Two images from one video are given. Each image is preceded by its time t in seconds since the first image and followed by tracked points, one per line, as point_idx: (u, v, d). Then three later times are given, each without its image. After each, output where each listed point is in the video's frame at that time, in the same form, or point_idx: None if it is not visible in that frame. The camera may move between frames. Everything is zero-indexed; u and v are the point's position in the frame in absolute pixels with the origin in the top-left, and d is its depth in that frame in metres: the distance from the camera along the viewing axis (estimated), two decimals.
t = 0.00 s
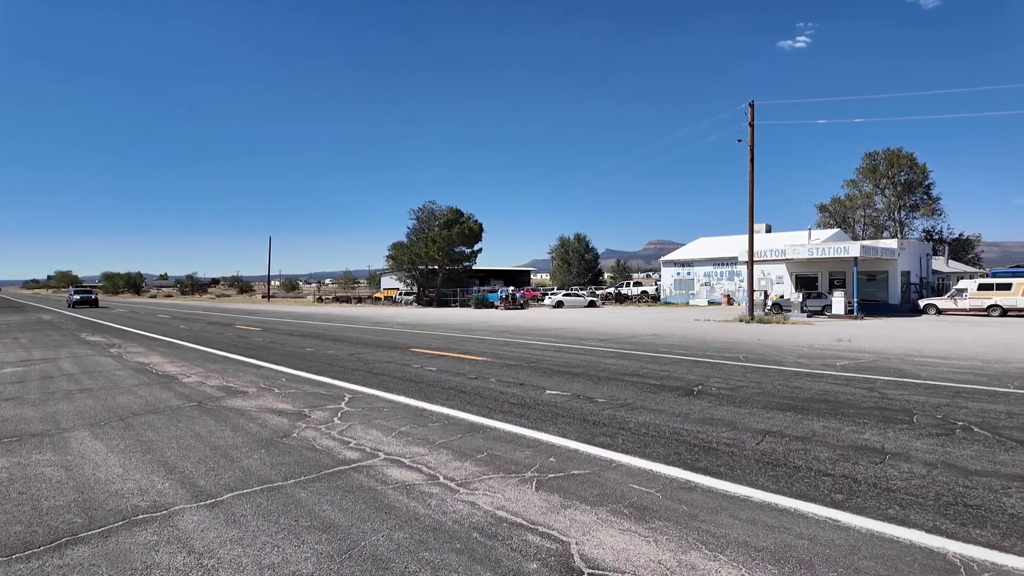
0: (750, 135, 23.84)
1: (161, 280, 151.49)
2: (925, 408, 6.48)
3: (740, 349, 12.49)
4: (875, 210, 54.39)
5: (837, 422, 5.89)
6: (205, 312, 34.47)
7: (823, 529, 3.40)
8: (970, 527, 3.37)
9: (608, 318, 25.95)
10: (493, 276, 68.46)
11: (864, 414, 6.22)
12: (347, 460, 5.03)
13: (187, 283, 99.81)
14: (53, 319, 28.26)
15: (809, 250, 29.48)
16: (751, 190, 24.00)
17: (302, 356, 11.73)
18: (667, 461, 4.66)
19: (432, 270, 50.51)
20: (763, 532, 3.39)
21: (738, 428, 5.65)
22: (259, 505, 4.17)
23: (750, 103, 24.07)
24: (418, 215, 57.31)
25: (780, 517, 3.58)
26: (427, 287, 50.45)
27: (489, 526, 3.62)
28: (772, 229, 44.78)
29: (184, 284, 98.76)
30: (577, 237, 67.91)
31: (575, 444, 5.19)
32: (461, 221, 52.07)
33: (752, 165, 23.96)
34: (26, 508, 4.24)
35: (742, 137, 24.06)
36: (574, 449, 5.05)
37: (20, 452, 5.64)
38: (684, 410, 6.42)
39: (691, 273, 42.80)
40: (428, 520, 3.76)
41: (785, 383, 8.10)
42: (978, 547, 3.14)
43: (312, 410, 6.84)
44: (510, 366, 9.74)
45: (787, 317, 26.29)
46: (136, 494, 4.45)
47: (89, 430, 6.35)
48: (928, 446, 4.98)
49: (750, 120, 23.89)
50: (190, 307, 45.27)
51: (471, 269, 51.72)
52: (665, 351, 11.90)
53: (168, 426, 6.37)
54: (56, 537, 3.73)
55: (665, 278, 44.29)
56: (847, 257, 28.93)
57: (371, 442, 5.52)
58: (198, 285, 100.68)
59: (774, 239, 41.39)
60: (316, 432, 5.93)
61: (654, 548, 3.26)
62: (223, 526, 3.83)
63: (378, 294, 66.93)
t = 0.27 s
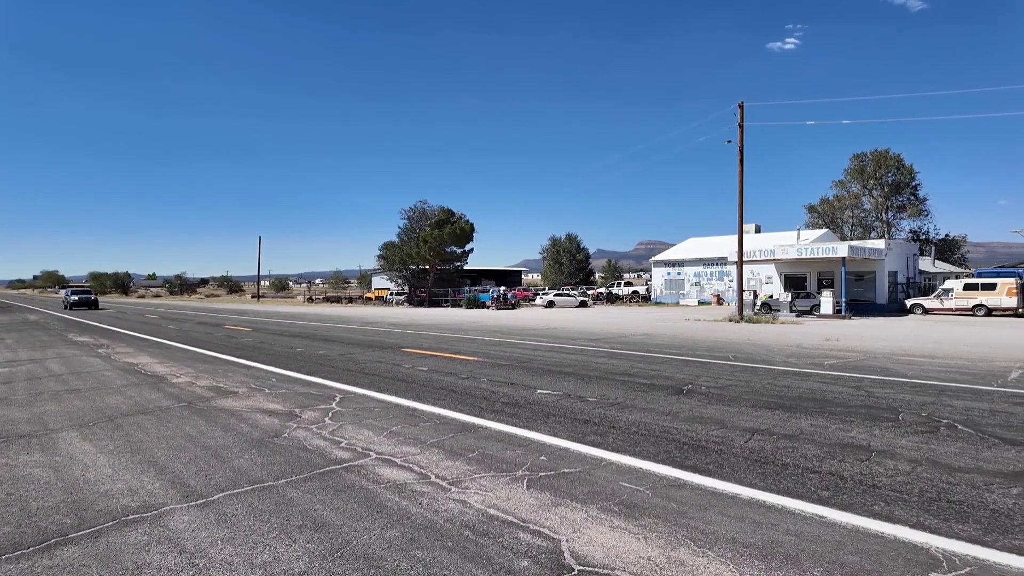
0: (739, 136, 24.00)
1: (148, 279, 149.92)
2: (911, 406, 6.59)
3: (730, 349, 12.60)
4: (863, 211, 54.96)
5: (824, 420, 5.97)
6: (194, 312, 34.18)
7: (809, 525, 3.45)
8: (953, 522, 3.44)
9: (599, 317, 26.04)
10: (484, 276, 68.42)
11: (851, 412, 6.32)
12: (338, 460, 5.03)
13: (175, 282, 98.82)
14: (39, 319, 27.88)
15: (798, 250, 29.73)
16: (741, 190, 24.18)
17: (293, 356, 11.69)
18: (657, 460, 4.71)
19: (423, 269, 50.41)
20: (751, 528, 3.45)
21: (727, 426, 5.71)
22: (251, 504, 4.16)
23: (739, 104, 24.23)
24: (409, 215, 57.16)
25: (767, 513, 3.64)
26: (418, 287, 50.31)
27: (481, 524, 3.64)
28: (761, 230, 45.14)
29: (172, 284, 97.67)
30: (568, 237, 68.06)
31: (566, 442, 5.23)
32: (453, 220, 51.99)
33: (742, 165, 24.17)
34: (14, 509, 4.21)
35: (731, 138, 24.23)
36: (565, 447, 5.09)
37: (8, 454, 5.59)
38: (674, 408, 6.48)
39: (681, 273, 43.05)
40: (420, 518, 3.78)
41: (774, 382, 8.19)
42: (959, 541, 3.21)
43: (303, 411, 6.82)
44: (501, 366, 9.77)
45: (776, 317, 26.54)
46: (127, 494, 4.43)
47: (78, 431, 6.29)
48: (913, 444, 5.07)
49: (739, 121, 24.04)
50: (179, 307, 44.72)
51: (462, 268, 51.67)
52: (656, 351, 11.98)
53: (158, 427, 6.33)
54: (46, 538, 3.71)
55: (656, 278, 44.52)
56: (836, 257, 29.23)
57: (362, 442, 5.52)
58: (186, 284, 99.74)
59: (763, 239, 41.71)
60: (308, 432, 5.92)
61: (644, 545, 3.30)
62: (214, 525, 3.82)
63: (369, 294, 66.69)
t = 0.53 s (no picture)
0: (731, 136, 24.14)
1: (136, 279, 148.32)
2: (899, 405, 6.66)
3: (720, 348, 12.67)
4: (852, 211, 55.47)
5: (814, 418, 6.03)
6: (184, 312, 33.88)
7: (798, 523, 3.48)
8: (939, 519, 3.49)
9: (591, 317, 26.08)
10: (476, 276, 68.38)
11: (839, 411, 6.38)
12: (329, 460, 5.00)
13: (164, 283, 97.91)
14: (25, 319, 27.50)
15: (788, 250, 29.96)
16: (732, 191, 24.32)
17: (284, 356, 11.62)
18: (648, 459, 4.73)
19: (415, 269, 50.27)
20: (741, 527, 3.46)
21: (718, 425, 5.74)
22: (241, 505, 4.13)
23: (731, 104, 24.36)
24: (401, 215, 57.00)
25: (757, 512, 3.67)
26: (410, 287, 50.16)
27: (472, 525, 3.64)
28: (752, 230, 45.44)
29: (161, 284, 96.69)
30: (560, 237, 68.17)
31: (558, 442, 5.24)
32: (445, 220, 51.91)
33: (733, 165, 24.32)
34: None
35: (722, 139, 24.37)
36: (556, 447, 5.10)
37: None
38: (665, 408, 6.52)
39: (673, 273, 43.25)
40: (411, 519, 3.77)
41: (764, 381, 8.25)
42: (945, 538, 3.25)
43: (293, 411, 6.78)
44: (493, 366, 9.78)
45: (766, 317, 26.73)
46: (114, 496, 4.38)
47: (65, 432, 6.21)
48: (902, 442, 5.12)
49: (731, 121, 24.19)
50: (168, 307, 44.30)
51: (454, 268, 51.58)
52: (647, 351, 12.03)
53: (147, 428, 6.27)
54: (32, 540, 3.66)
55: (647, 278, 44.70)
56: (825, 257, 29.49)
57: (353, 442, 5.50)
58: (175, 284, 98.90)
59: (754, 240, 42.00)
60: (298, 432, 5.89)
61: (634, 544, 3.32)
62: (203, 527, 3.79)
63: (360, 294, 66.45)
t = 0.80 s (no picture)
0: (721, 137, 24.26)
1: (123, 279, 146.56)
2: (888, 404, 6.71)
3: (711, 348, 12.72)
4: (841, 211, 56.01)
5: (804, 418, 6.05)
6: (171, 312, 33.50)
7: (790, 524, 3.48)
8: (929, 519, 3.50)
9: (583, 317, 26.09)
10: (467, 275, 68.27)
11: (829, 410, 6.41)
12: (319, 462, 4.95)
13: (151, 282, 96.81)
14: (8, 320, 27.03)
15: (777, 251, 30.18)
16: (722, 191, 24.45)
17: (273, 357, 11.50)
18: (640, 459, 4.72)
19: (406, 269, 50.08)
20: (733, 528, 3.46)
21: (708, 425, 5.75)
22: (229, 508, 4.07)
23: (721, 105, 24.49)
24: (392, 215, 56.77)
25: (749, 512, 3.67)
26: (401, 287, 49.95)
27: (463, 527, 3.61)
28: (742, 230, 45.73)
29: (149, 284, 95.54)
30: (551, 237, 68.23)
31: (549, 442, 5.22)
32: (436, 220, 51.76)
33: (723, 166, 24.45)
34: None
35: (713, 139, 24.47)
36: (547, 447, 5.08)
37: None
38: (656, 407, 6.52)
39: (663, 273, 43.42)
40: (401, 521, 3.73)
41: (754, 380, 8.28)
42: (935, 537, 3.27)
43: (282, 412, 6.72)
44: (484, 366, 9.74)
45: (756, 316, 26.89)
46: (99, 500, 4.30)
47: (48, 434, 6.10)
48: (891, 441, 5.16)
49: (721, 122, 24.31)
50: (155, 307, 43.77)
51: (445, 268, 51.44)
52: (638, 350, 12.05)
53: (133, 430, 6.17)
54: (14, 546, 3.58)
55: (638, 278, 44.83)
56: (814, 257, 29.72)
57: (343, 444, 5.44)
58: (163, 284, 97.82)
59: (744, 240, 42.29)
60: (287, 434, 5.82)
61: (626, 545, 3.30)
62: (190, 531, 3.73)
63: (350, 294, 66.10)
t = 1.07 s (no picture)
0: (711, 138, 24.42)
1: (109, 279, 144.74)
2: (878, 403, 6.77)
3: (702, 348, 12.78)
4: (830, 212, 56.52)
5: (795, 418, 6.08)
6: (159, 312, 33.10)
7: (783, 524, 3.49)
8: (921, 518, 3.53)
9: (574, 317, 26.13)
10: (458, 275, 68.13)
11: (820, 410, 6.45)
12: (309, 464, 4.90)
13: (138, 282, 95.73)
14: None
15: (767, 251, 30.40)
16: (712, 192, 24.60)
17: (263, 358, 11.39)
18: (633, 460, 4.72)
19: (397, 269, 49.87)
20: (727, 528, 3.46)
21: (700, 425, 5.77)
22: (218, 511, 4.02)
23: (712, 106, 24.65)
24: (382, 214, 56.53)
25: (742, 513, 3.67)
26: (391, 287, 49.72)
27: (456, 529, 3.58)
28: (731, 231, 46.04)
29: (136, 284, 94.34)
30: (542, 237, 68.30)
31: (543, 443, 5.19)
32: (427, 219, 51.61)
33: (713, 166, 24.61)
34: None
35: (703, 140, 24.64)
36: (540, 448, 5.06)
37: None
38: (648, 407, 6.53)
39: (654, 273, 43.59)
40: (394, 523, 3.70)
41: (745, 380, 8.32)
42: (928, 537, 3.29)
43: (272, 413, 6.65)
44: (476, 366, 9.71)
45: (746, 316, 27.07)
46: (85, 503, 4.22)
47: (33, 437, 5.98)
48: (881, 441, 5.20)
49: (711, 123, 24.46)
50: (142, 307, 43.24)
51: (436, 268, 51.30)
52: (629, 350, 12.07)
53: (120, 432, 6.08)
54: None
55: (629, 278, 44.98)
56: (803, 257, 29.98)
57: (334, 445, 5.39)
58: (150, 284, 96.72)
59: (734, 240, 42.57)
60: (277, 435, 5.76)
61: (620, 547, 3.29)
62: (178, 534, 3.67)
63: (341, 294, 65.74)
